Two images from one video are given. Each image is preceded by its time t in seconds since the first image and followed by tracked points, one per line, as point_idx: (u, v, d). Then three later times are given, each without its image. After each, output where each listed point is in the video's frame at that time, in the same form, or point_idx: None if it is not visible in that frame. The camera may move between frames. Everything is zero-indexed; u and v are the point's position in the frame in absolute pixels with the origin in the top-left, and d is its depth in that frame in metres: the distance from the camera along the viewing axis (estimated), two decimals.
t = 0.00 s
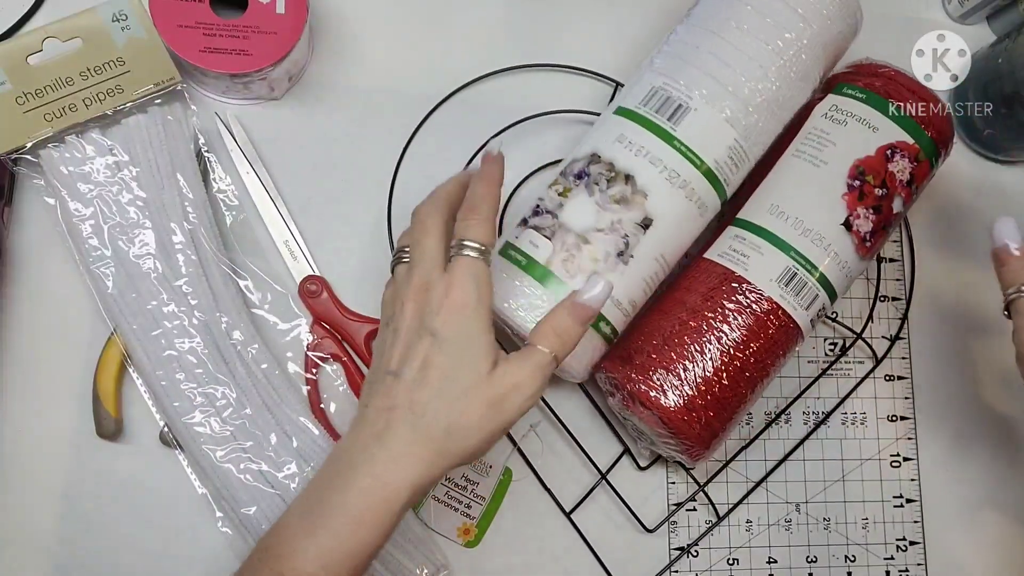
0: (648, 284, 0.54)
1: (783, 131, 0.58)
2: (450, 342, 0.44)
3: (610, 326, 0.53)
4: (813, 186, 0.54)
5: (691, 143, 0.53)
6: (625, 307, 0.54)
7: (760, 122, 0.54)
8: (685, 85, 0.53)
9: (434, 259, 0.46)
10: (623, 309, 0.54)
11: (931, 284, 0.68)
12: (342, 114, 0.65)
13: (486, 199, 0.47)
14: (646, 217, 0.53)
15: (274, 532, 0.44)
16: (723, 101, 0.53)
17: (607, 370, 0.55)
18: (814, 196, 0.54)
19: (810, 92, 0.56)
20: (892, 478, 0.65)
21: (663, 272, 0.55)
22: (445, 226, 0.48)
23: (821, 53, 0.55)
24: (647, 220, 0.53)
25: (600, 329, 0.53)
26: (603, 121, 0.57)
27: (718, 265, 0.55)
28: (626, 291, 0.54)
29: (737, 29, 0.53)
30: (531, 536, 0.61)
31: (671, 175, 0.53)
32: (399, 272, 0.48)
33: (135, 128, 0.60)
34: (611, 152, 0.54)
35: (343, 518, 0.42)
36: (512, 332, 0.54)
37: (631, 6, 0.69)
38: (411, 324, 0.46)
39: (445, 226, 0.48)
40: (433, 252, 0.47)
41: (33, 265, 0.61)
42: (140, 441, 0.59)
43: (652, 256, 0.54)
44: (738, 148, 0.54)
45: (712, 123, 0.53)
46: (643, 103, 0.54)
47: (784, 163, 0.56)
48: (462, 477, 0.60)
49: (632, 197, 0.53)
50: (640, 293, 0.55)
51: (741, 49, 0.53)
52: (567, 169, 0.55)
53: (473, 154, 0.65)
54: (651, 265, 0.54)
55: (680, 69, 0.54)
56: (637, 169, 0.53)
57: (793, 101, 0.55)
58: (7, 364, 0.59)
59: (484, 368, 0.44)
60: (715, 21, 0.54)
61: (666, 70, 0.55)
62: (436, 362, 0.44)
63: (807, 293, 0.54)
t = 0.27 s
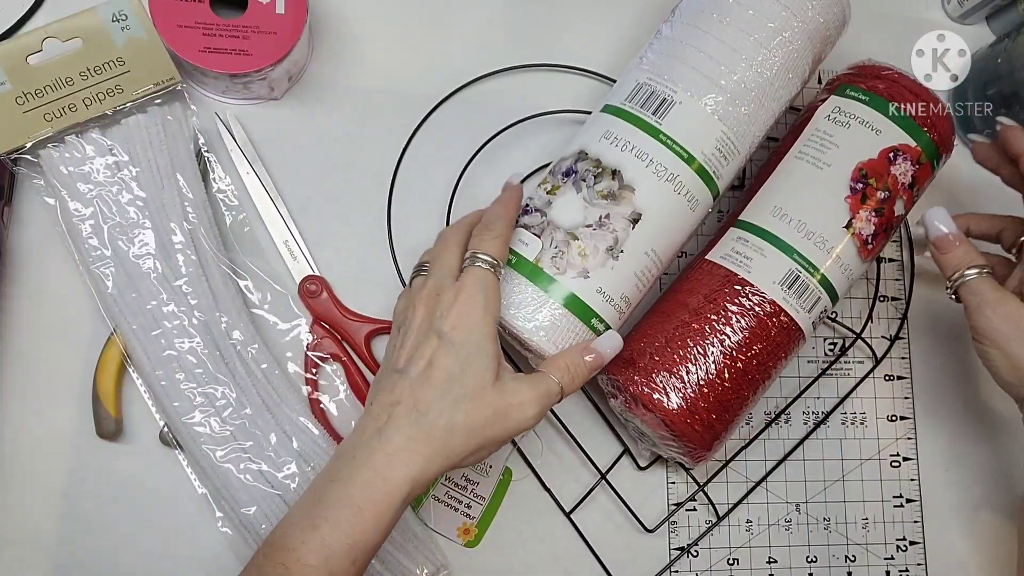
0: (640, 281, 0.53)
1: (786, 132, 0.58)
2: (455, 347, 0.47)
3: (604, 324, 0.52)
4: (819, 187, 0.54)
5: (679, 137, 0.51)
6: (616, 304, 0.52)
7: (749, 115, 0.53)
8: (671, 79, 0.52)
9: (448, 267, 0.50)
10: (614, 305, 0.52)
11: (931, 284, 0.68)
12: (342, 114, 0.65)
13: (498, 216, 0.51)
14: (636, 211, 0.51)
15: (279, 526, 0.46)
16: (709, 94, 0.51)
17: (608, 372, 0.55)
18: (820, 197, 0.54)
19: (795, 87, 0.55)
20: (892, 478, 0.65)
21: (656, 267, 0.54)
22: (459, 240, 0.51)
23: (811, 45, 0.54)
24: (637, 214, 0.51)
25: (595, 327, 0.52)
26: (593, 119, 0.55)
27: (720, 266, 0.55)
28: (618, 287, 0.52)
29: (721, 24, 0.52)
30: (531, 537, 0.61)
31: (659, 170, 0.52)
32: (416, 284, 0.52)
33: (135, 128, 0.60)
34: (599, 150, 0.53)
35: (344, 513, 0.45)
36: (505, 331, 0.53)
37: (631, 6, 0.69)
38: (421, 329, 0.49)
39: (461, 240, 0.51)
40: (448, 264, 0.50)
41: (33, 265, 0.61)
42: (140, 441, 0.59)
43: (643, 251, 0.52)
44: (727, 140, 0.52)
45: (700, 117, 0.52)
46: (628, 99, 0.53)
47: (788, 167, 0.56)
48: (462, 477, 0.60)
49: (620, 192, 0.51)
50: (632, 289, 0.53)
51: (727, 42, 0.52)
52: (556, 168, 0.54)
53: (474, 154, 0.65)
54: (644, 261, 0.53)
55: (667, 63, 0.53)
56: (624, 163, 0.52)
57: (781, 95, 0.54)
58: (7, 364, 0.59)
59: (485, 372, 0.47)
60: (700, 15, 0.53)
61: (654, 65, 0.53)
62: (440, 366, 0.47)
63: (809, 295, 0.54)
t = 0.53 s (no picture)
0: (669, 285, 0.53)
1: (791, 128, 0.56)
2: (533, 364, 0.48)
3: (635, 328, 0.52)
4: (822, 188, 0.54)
5: (718, 144, 0.51)
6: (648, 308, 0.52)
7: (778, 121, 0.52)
8: (710, 80, 0.51)
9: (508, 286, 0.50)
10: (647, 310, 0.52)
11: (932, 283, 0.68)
12: (342, 114, 0.65)
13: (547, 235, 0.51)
14: (675, 217, 0.51)
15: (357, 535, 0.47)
16: (748, 99, 0.51)
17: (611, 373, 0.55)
18: (819, 196, 0.54)
19: (820, 93, 0.54)
20: (893, 477, 0.65)
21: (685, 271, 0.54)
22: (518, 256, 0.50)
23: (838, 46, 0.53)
24: (677, 219, 0.51)
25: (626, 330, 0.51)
26: (623, 116, 0.54)
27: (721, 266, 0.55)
28: (650, 291, 0.52)
29: (759, 26, 0.51)
30: (531, 536, 0.61)
31: (697, 175, 0.51)
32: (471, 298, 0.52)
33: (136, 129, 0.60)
34: (639, 151, 0.51)
35: (426, 533, 0.46)
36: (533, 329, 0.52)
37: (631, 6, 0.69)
38: (493, 357, 0.49)
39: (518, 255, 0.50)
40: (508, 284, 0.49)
41: (33, 265, 0.61)
42: (140, 441, 0.59)
43: (678, 256, 0.52)
44: (760, 147, 0.52)
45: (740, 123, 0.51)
46: (668, 97, 0.51)
47: (788, 163, 0.56)
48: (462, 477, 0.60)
49: (661, 197, 0.50)
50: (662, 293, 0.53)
51: (753, 40, 0.51)
52: (592, 167, 0.52)
53: (474, 154, 0.65)
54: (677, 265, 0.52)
55: (703, 63, 0.51)
56: (665, 168, 0.50)
57: (804, 102, 0.53)
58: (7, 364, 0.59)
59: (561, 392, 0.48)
60: (735, 14, 0.52)
61: (688, 64, 0.52)
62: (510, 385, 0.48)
63: (813, 295, 0.54)
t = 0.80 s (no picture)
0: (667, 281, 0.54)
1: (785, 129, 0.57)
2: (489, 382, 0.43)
3: (630, 324, 0.53)
4: (820, 186, 0.54)
5: (711, 139, 0.52)
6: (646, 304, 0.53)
7: (772, 118, 0.53)
8: (702, 77, 0.52)
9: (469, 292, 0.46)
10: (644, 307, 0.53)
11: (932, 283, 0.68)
12: (343, 114, 0.65)
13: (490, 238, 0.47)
14: (668, 213, 0.52)
15: (299, 560, 0.41)
16: (740, 96, 0.52)
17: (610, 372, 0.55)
18: (818, 194, 0.54)
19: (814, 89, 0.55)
20: (893, 477, 0.65)
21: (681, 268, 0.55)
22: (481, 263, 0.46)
23: (830, 45, 0.54)
24: (669, 216, 0.52)
25: (623, 328, 0.53)
26: (617, 117, 0.56)
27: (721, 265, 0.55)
28: (646, 289, 0.53)
29: (753, 22, 0.52)
30: (531, 537, 0.61)
31: (688, 170, 0.52)
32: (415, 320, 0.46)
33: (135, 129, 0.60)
34: (630, 149, 0.53)
35: None
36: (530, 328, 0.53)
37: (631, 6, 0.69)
38: (424, 385, 0.44)
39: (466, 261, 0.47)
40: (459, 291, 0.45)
41: (32, 265, 0.61)
42: (140, 441, 0.59)
43: (673, 252, 0.53)
44: (753, 143, 0.53)
45: (731, 119, 0.52)
46: (658, 97, 0.53)
47: (787, 162, 0.56)
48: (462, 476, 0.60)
49: (653, 194, 0.52)
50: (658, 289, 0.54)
51: (745, 38, 0.52)
52: (585, 166, 0.54)
53: (474, 154, 0.65)
54: (673, 261, 0.54)
55: (696, 62, 0.53)
56: (657, 165, 0.52)
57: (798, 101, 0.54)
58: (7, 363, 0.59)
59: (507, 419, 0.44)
60: (729, 13, 0.53)
61: (680, 64, 0.53)
62: (456, 413, 0.42)
63: (812, 293, 0.54)
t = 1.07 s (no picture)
0: (648, 268, 0.55)
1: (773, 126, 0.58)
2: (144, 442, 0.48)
3: (611, 311, 0.54)
4: (816, 184, 0.54)
5: (685, 124, 0.53)
6: (625, 291, 0.54)
7: (755, 103, 0.54)
8: (679, 67, 0.53)
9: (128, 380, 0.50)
10: (623, 294, 0.54)
11: (932, 284, 0.68)
12: (342, 114, 0.65)
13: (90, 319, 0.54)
14: (643, 198, 0.53)
15: None
16: (715, 81, 0.53)
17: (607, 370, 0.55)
18: (816, 194, 0.54)
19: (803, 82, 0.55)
20: (893, 477, 0.65)
21: (664, 255, 0.56)
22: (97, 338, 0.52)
23: (820, 41, 0.54)
24: (645, 201, 0.53)
25: (602, 314, 0.54)
26: (599, 108, 0.57)
27: (716, 263, 0.55)
28: (624, 275, 0.54)
29: (728, 12, 0.53)
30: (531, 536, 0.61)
31: (665, 156, 0.53)
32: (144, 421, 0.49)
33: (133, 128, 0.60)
34: (605, 137, 0.54)
35: None
36: (514, 318, 0.56)
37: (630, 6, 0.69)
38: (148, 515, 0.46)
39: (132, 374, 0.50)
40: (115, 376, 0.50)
41: (32, 265, 0.61)
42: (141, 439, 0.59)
43: (651, 238, 0.54)
44: (734, 128, 0.54)
45: (706, 104, 0.53)
46: (636, 87, 0.54)
47: (781, 159, 0.56)
48: (462, 476, 0.60)
49: (627, 179, 0.53)
50: (640, 276, 0.55)
51: (734, 34, 0.52)
52: (563, 156, 0.56)
53: (473, 154, 0.65)
54: (652, 247, 0.54)
55: (674, 51, 0.54)
56: (631, 151, 0.53)
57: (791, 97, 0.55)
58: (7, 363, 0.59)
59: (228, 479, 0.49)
60: (706, 5, 0.54)
61: (661, 54, 0.55)
62: (142, 473, 0.47)
63: (807, 291, 0.54)
